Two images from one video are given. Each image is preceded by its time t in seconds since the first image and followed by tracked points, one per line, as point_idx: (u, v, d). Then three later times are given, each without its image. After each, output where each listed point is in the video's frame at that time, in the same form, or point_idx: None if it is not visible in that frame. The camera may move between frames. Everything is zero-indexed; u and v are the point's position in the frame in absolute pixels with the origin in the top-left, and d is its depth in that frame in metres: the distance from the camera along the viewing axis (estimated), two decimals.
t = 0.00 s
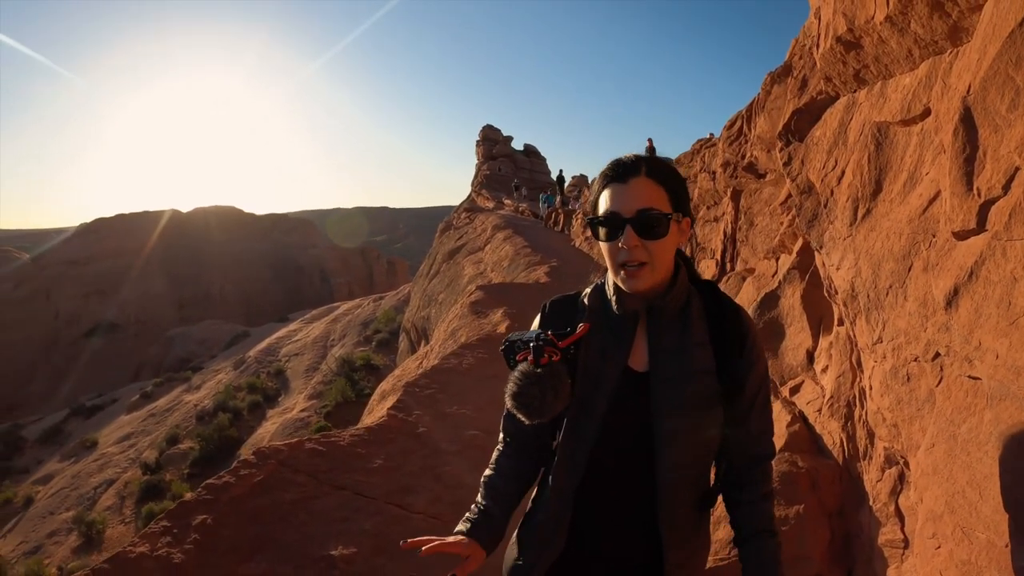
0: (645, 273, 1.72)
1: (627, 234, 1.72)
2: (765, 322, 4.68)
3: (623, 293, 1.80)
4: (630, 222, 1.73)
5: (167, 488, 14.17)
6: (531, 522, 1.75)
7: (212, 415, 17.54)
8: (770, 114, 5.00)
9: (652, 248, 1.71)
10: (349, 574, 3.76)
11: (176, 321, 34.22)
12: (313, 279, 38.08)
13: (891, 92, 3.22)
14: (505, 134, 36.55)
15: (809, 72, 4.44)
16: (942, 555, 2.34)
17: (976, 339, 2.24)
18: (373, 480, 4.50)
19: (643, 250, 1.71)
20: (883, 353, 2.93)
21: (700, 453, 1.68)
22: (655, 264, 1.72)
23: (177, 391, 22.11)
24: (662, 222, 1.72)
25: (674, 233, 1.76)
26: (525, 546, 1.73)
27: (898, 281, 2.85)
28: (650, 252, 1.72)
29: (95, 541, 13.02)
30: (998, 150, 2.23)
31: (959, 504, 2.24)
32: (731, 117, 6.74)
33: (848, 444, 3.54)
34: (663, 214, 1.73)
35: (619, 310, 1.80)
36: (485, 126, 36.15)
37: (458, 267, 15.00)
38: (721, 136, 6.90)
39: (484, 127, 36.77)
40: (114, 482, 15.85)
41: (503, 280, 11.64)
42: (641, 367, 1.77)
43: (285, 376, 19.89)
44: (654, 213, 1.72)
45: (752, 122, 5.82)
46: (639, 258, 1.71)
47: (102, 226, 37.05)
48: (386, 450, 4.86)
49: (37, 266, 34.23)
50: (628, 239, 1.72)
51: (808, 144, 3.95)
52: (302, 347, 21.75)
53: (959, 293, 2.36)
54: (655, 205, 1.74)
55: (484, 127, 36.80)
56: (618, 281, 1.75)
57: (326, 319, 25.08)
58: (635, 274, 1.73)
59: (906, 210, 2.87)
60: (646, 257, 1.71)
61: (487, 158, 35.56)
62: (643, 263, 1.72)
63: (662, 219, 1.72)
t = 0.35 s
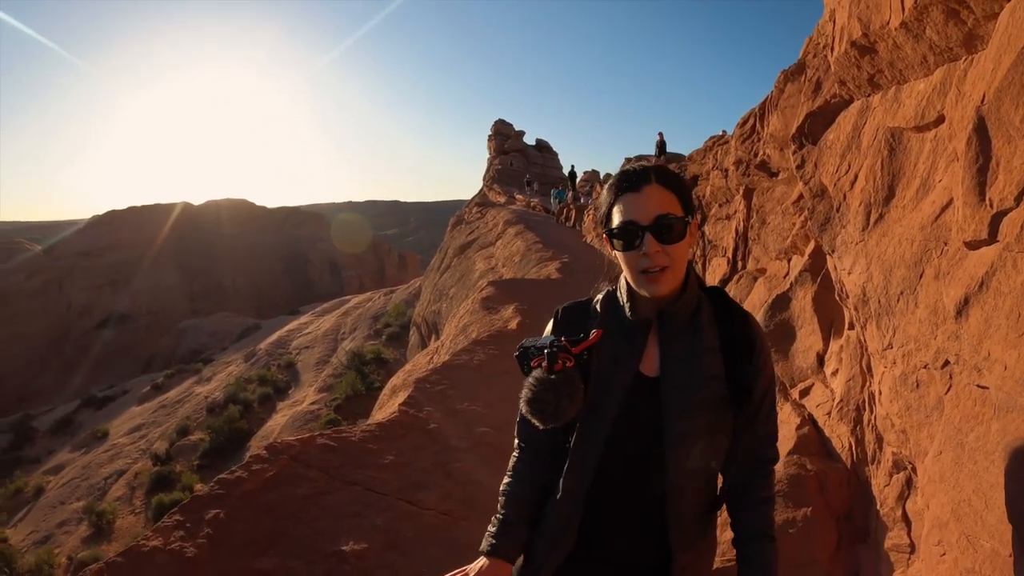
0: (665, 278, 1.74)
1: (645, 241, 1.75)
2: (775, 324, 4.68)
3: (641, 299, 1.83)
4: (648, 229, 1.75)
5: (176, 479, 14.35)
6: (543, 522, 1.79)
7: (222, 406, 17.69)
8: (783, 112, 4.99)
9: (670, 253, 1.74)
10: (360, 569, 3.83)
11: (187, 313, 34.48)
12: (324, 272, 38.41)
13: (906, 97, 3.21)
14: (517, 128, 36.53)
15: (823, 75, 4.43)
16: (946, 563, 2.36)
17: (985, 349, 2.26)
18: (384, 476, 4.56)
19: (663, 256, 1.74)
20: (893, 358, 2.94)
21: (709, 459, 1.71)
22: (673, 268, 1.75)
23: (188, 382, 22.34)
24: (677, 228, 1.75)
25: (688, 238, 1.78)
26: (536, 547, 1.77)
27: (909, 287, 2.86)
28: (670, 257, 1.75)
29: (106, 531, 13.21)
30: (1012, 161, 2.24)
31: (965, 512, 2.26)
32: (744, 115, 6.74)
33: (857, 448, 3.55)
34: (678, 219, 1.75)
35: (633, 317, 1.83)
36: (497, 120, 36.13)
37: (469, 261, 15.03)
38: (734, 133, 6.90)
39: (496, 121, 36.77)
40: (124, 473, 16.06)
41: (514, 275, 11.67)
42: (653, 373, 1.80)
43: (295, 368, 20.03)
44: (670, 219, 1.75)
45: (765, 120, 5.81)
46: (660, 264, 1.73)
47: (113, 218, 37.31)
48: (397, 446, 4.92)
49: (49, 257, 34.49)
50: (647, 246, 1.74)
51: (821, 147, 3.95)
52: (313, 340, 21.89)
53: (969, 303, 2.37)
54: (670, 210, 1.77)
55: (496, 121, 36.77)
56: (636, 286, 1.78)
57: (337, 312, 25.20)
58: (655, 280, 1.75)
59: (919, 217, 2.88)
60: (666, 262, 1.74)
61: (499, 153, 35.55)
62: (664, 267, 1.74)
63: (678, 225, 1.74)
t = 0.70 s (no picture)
0: (665, 288, 1.76)
1: (644, 251, 1.77)
2: (779, 325, 4.70)
3: (642, 306, 1.84)
4: (647, 239, 1.77)
5: (181, 474, 14.45)
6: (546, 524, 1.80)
7: (227, 401, 17.76)
8: (789, 111, 4.98)
9: (670, 263, 1.76)
10: (365, 567, 3.86)
11: (192, 308, 34.59)
12: (329, 268, 38.53)
13: (911, 102, 3.21)
14: (523, 124, 36.48)
15: (829, 77, 4.42)
16: (945, 568, 2.38)
17: (987, 357, 2.28)
18: (388, 474, 4.60)
19: (662, 265, 1.75)
20: (895, 364, 2.95)
21: (712, 463, 1.73)
22: (674, 276, 1.77)
23: (193, 377, 22.46)
24: (675, 237, 1.76)
25: (688, 247, 1.80)
26: (539, 549, 1.80)
27: (912, 293, 2.87)
28: (670, 266, 1.76)
29: (110, 525, 13.31)
30: (1017, 171, 2.25)
31: (965, 519, 2.28)
32: (751, 113, 6.73)
33: (859, 451, 3.57)
34: (677, 228, 1.77)
35: (637, 323, 1.84)
36: (503, 116, 36.07)
37: (474, 257, 15.04)
38: (740, 132, 6.89)
39: (501, 117, 36.74)
40: (129, 467, 16.17)
41: (519, 272, 11.68)
42: (658, 380, 1.82)
43: (300, 364, 20.10)
44: (669, 228, 1.77)
45: (771, 119, 5.81)
46: (659, 273, 1.75)
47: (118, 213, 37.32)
48: (402, 444, 4.96)
49: (54, 251, 34.51)
50: (646, 256, 1.76)
51: (827, 150, 3.95)
52: (318, 335, 21.97)
53: (972, 311, 2.39)
54: (669, 220, 1.79)
55: (502, 117, 36.72)
56: (637, 295, 1.80)
57: (342, 307, 25.26)
58: (656, 289, 1.77)
59: (924, 223, 2.89)
60: (665, 271, 1.75)
61: (505, 149, 35.52)
62: (663, 276, 1.76)
63: (676, 235, 1.76)
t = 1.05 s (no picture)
0: (668, 294, 1.76)
1: (647, 258, 1.76)
2: (781, 325, 4.69)
3: (645, 312, 1.84)
4: (650, 246, 1.76)
5: (183, 469, 14.50)
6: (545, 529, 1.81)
7: (229, 397, 17.78)
8: (792, 108, 4.96)
9: (674, 269, 1.76)
10: (365, 565, 3.87)
11: (194, 303, 34.66)
12: (331, 263, 38.55)
13: (913, 103, 3.20)
14: (525, 120, 36.43)
15: (832, 76, 4.40)
16: (943, 571, 2.39)
17: (987, 362, 2.28)
18: (389, 472, 4.61)
19: (665, 271, 1.75)
20: (896, 366, 2.94)
21: (714, 468, 1.73)
22: (678, 282, 1.77)
23: (195, 372, 22.51)
24: (680, 244, 1.76)
25: (692, 252, 1.80)
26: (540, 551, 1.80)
27: (914, 295, 2.86)
28: (673, 273, 1.76)
29: (112, 521, 13.37)
30: (1018, 176, 2.24)
31: (963, 522, 2.29)
32: (754, 109, 6.71)
33: (859, 452, 3.57)
34: (681, 235, 1.77)
35: (640, 328, 1.83)
36: (505, 112, 36.05)
37: (476, 253, 15.04)
38: (742, 128, 6.87)
39: (503, 113, 36.70)
40: (131, 462, 16.23)
41: (521, 268, 11.67)
42: (661, 385, 1.82)
43: (302, 359, 20.14)
44: (672, 235, 1.76)
45: (774, 115, 5.78)
46: (661, 279, 1.75)
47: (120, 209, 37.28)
48: (402, 441, 4.97)
49: (56, 247, 34.49)
50: (649, 263, 1.76)
51: (829, 150, 3.94)
52: (319, 331, 21.99)
53: (973, 316, 2.39)
54: (672, 226, 1.78)
55: (503, 113, 36.68)
56: (641, 302, 1.80)
57: (343, 303, 25.28)
58: (659, 295, 1.76)
59: (926, 225, 2.88)
60: (668, 277, 1.75)
61: (506, 145, 35.52)
62: (667, 282, 1.75)
63: (680, 241, 1.76)
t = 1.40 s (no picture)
0: (674, 290, 1.75)
1: (653, 257, 1.75)
2: (784, 322, 4.69)
3: (651, 310, 1.83)
4: (655, 246, 1.75)
5: (187, 466, 14.55)
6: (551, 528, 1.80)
7: (233, 394, 17.82)
8: (795, 104, 4.94)
9: (680, 268, 1.74)
10: (368, 562, 3.88)
11: (198, 301, 34.76)
12: (335, 260, 38.61)
13: (917, 100, 3.18)
14: (528, 116, 36.40)
15: (835, 72, 4.39)
16: (945, 569, 2.40)
17: (988, 360, 2.28)
18: (393, 469, 4.62)
19: (671, 271, 1.74)
20: (899, 363, 2.94)
21: (721, 466, 1.73)
22: (684, 280, 1.76)
23: (199, 369, 22.60)
24: (686, 244, 1.75)
25: (698, 251, 1.79)
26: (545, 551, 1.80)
27: (917, 293, 2.86)
28: (679, 272, 1.75)
29: (117, 518, 13.43)
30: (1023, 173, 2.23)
31: (965, 521, 2.29)
32: (757, 105, 6.70)
33: (862, 449, 3.57)
34: (687, 234, 1.76)
35: (646, 327, 1.83)
36: (508, 108, 36.01)
37: (480, 250, 15.05)
38: (745, 124, 6.85)
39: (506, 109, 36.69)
40: (136, 459, 16.31)
41: (525, 265, 11.68)
42: (667, 384, 1.82)
43: (306, 356, 20.18)
44: (677, 235, 1.75)
45: (777, 112, 5.76)
46: (668, 278, 1.74)
47: (124, 207, 37.36)
48: (406, 439, 4.98)
49: (60, 246, 34.60)
50: (654, 262, 1.75)
51: (832, 146, 3.92)
52: (323, 327, 22.04)
53: (976, 313, 2.39)
54: (677, 226, 1.77)
55: (507, 109, 36.63)
56: (647, 300, 1.79)
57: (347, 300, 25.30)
58: (664, 294, 1.75)
59: (928, 222, 2.87)
60: (675, 276, 1.74)
61: (510, 141, 35.49)
62: (673, 281, 1.74)
63: (686, 241, 1.75)
